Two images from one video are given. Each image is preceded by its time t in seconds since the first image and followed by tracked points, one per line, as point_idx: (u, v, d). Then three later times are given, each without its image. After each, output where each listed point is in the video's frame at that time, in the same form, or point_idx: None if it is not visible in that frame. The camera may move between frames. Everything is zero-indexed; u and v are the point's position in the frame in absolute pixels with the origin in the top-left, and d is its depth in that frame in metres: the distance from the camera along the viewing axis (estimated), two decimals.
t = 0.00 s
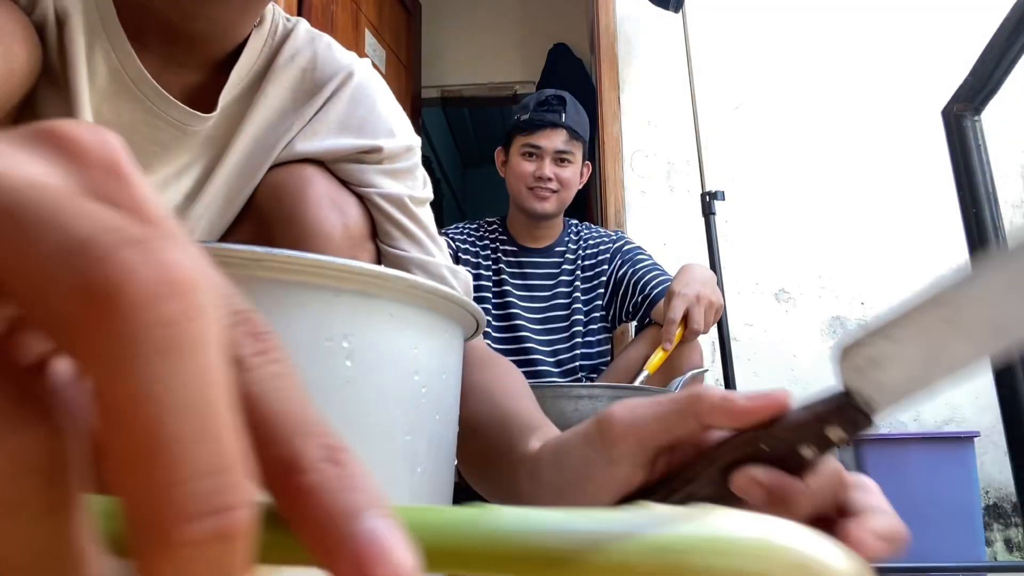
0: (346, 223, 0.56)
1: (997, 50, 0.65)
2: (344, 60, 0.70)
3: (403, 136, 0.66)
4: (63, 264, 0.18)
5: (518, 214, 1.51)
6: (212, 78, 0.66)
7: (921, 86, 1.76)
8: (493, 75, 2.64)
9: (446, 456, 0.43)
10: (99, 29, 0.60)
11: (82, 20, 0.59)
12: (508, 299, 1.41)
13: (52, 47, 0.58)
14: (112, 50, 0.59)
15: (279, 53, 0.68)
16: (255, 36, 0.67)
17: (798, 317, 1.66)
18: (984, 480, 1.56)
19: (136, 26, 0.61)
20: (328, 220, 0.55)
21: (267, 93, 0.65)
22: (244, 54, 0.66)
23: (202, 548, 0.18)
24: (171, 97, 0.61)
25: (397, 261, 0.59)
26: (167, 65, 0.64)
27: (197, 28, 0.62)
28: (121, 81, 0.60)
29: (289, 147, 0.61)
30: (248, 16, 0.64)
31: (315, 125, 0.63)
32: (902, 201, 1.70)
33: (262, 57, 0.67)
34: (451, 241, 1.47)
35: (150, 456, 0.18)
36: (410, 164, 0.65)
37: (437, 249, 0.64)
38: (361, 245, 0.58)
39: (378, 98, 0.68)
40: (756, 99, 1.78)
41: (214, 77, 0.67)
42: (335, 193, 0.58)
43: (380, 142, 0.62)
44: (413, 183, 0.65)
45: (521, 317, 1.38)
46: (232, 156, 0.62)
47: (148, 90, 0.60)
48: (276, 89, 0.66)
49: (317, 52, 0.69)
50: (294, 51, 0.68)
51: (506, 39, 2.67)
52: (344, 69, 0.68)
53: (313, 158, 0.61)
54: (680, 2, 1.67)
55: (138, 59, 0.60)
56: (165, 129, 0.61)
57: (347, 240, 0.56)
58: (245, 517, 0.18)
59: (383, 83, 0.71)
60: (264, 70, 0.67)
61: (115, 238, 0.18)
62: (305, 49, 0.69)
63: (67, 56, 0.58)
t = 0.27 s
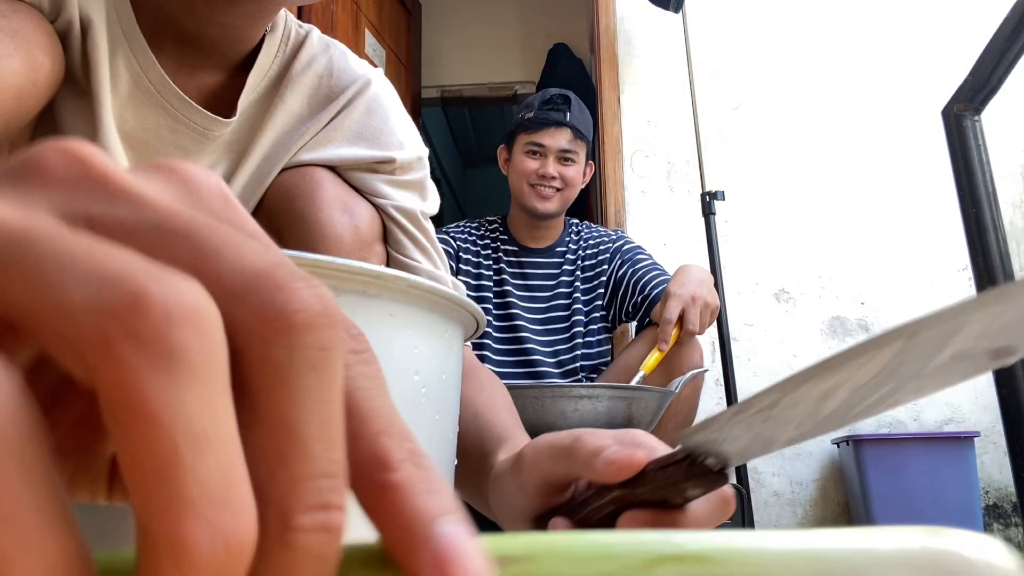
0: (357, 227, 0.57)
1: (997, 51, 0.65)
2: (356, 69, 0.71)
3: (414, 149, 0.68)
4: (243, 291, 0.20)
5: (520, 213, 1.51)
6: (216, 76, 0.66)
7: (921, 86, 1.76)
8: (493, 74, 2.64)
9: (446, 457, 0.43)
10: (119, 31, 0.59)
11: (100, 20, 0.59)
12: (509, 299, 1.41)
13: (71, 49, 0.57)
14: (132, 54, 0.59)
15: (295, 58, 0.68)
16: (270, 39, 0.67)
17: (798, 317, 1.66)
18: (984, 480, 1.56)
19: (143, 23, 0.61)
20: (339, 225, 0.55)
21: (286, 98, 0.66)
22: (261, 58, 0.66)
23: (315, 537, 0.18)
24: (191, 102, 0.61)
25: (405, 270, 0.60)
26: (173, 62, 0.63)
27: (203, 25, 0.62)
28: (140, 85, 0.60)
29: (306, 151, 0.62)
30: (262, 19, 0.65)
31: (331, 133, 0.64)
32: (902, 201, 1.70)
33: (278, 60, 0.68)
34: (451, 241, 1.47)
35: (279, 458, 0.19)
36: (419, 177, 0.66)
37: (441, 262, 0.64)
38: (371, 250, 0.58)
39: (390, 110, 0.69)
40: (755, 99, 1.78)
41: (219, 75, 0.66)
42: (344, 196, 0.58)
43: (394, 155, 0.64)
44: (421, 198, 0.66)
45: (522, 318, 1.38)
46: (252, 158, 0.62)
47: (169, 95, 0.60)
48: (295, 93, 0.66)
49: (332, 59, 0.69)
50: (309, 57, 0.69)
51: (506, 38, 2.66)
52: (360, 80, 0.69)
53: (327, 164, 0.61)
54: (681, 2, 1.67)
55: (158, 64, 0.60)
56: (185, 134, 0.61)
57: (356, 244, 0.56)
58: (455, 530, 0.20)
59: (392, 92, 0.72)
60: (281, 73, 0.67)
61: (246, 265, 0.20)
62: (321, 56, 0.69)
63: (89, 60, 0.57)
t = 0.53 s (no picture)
0: (358, 228, 0.56)
1: (997, 50, 0.65)
2: (357, 67, 0.70)
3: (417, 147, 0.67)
4: (82, 313, 0.19)
5: (520, 213, 1.51)
6: (216, 74, 0.66)
7: (921, 86, 1.76)
8: (493, 75, 2.64)
9: (445, 456, 0.43)
10: (117, 30, 0.60)
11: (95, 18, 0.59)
12: (509, 299, 1.41)
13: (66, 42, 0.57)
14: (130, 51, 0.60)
15: (295, 57, 0.68)
16: (268, 40, 0.67)
17: (798, 317, 1.66)
18: (984, 481, 1.56)
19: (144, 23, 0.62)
20: (341, 227, 0.55)
21: (286, 99, 0.66)
22: (258, 59, 0.66)
23: (177, 539, 0.19)
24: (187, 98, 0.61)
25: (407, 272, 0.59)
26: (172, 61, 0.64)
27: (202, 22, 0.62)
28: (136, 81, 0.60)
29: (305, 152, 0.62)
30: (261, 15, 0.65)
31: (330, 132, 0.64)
32: (902, 202, 1.70)
33: (278, 61, 0.68)
34: (452, 240, 1.47)
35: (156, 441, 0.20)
36: (422, 178, 0.66)
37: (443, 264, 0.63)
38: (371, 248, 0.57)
39: (393, 107, 0.68)
40: (756, 99, 1.78)
41: (218, 73, 0.66)
42: (346, 196, 0.57)
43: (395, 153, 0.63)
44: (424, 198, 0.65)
45: (522, 318, 1.38)
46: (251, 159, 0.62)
47: (166, 90, 0.60)
48: (296, 94, 0.66)
49: (333, 56, 0.69)
50: (310, 55, 0.68)
51: (506, 38, 2.67)
52: (362, 76, 0.68)
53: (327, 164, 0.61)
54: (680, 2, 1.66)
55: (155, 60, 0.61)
56: (184, 130, 0.61)
57: (358, 245, 0.55)
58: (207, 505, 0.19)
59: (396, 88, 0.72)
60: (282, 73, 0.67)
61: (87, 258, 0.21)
62: (322, 54, 0.69)
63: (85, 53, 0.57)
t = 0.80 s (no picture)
0: (349, 225, 0.57)
1: (997, 51, 0.65)
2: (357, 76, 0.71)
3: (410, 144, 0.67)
4: None
5: (520, 213, 1.51)
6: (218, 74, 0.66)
7: (921, 86, 1.76)
8: (493, 74, 2.64)
9: (446, 455, 0.43)
10: (120, 32, 0.60)
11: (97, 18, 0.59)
12: (509, 300, 1.41)
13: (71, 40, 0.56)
14: (135, 55, 0.60)
15: (299, 64, 0.68)
16: (272, 48, 0.68)
17: (798, 317, 1.66)
18: (984, 480, 1.56)
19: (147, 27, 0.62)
20: (330, 222, 0.55)
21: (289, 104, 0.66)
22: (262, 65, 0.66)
23: None
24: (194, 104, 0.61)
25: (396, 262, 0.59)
26: (174, 62, 0.64)
27: (203, 22, 0.62)
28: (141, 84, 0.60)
29: (303, 152, 0.62)
30: (261, 14, 0.65)
31: (326, 136, 0.64)
32: (902, 201, 1.70)
33: (282, 69, 0.68)
34: (451, 240, 1.47)
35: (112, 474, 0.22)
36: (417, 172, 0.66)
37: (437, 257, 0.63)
38: (364, 248, 0.58)
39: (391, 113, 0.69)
40: (755, 99, 1.78)
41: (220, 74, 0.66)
42: (337, 191, 0.58)
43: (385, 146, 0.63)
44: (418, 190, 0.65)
45: (522, 318, 1.38)
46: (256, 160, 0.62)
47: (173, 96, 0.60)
48: (301, 99, 0.66)
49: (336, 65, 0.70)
50: (313, 64, 0.69)
51: (506, 38, 2.67)
52: (362, 84, 0.69)
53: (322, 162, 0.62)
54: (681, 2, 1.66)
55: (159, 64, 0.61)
56: (189, 135, 0.61)
57: (349, 241, 0.56)
58: None
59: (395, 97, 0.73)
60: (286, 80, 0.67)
61: None
62: (325, 62, 0.70)
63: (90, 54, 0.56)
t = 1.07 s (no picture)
0: (341, 220, 0.57)
1: (997, 50, 0.65)
2: (351, 71, 0.72)
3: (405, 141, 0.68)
4: None
5: (519, 213, 1.51)
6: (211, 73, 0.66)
7: (921, 87, 1.76)
8: (493, 74, 2.64)
9: (446, 455, 0.43)
10: (109, 28, 0.60)
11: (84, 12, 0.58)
12: (509, 300, 1.41)
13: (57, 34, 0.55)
14: (125, 50, 0.60)
15: (293, 60, 0.69)
16: (266, 45, 0.69)
17: (798, 317, 1.66)
18: (984, 480, 1.56)
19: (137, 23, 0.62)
20: (323, 218, 0.56)
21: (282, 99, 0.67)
22: (256, 61, 0.67)
23: None
24: (185, 100, 0.62)
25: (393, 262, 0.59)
26: (167, 62, 0.64)
27: (198, 22, 0.62)
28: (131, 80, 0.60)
29: (295, 147, 0.63)
30: (256, 14, 0.65)
31: (318, 129, 0.65)
32: (902, 201, 1.70)
33: (276, 64, 0.69)
34: (451, 240, 1.47)
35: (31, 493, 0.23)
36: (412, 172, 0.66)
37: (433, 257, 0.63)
38: (358, 244, 0.58)
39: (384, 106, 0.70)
40: (755, 99, 1.78)
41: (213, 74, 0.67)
42: (330, 188, 0.58)
43: (380, 143, 0.64)
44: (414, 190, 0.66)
45: (521, 317, 1.38)
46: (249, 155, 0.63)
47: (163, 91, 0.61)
48: (293, 94, 0.67)
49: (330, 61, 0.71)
50: (307, 59, 0.70)
51: (505, 38, 2.67)
52: (354, 78, 0.70)
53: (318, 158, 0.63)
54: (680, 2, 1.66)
55: (149, 60, 0.61)
56: (179, 131, 0.62)
57: (342, 237, 0.56)
58: None
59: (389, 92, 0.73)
60: (280, 76, 0.68)
61: None
62: (318, 58, 0.70)
63: (76, 47, 0.56)
